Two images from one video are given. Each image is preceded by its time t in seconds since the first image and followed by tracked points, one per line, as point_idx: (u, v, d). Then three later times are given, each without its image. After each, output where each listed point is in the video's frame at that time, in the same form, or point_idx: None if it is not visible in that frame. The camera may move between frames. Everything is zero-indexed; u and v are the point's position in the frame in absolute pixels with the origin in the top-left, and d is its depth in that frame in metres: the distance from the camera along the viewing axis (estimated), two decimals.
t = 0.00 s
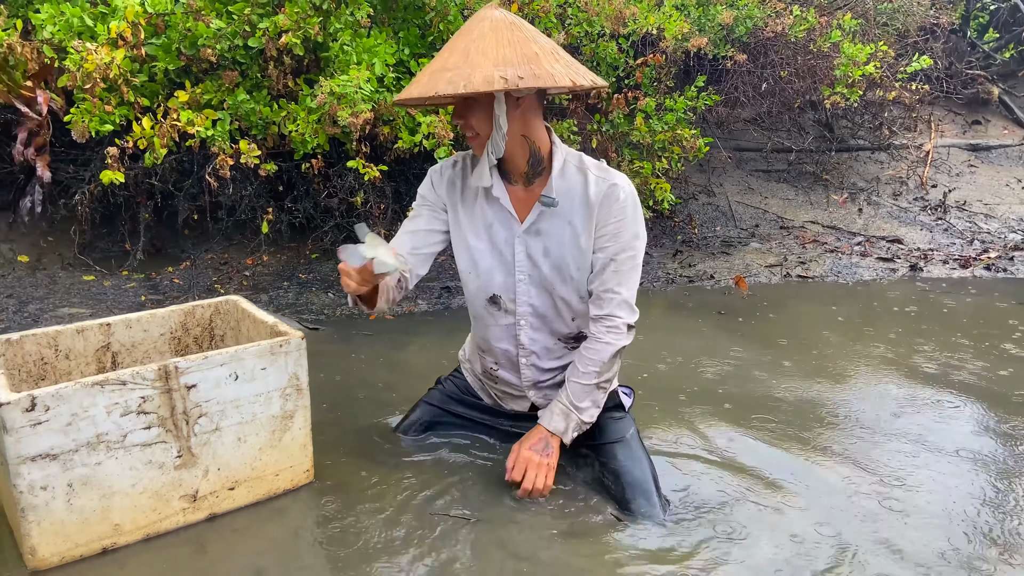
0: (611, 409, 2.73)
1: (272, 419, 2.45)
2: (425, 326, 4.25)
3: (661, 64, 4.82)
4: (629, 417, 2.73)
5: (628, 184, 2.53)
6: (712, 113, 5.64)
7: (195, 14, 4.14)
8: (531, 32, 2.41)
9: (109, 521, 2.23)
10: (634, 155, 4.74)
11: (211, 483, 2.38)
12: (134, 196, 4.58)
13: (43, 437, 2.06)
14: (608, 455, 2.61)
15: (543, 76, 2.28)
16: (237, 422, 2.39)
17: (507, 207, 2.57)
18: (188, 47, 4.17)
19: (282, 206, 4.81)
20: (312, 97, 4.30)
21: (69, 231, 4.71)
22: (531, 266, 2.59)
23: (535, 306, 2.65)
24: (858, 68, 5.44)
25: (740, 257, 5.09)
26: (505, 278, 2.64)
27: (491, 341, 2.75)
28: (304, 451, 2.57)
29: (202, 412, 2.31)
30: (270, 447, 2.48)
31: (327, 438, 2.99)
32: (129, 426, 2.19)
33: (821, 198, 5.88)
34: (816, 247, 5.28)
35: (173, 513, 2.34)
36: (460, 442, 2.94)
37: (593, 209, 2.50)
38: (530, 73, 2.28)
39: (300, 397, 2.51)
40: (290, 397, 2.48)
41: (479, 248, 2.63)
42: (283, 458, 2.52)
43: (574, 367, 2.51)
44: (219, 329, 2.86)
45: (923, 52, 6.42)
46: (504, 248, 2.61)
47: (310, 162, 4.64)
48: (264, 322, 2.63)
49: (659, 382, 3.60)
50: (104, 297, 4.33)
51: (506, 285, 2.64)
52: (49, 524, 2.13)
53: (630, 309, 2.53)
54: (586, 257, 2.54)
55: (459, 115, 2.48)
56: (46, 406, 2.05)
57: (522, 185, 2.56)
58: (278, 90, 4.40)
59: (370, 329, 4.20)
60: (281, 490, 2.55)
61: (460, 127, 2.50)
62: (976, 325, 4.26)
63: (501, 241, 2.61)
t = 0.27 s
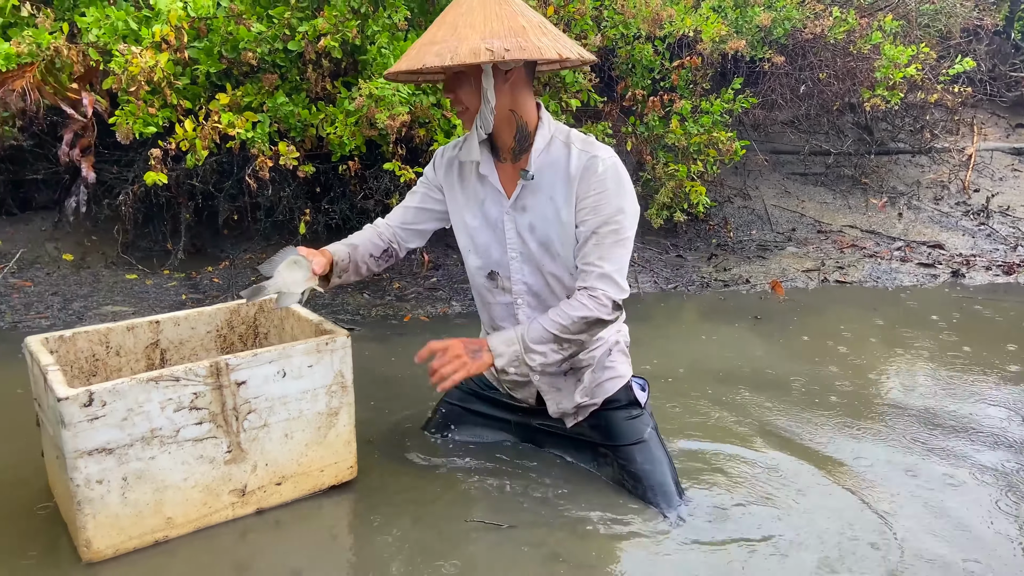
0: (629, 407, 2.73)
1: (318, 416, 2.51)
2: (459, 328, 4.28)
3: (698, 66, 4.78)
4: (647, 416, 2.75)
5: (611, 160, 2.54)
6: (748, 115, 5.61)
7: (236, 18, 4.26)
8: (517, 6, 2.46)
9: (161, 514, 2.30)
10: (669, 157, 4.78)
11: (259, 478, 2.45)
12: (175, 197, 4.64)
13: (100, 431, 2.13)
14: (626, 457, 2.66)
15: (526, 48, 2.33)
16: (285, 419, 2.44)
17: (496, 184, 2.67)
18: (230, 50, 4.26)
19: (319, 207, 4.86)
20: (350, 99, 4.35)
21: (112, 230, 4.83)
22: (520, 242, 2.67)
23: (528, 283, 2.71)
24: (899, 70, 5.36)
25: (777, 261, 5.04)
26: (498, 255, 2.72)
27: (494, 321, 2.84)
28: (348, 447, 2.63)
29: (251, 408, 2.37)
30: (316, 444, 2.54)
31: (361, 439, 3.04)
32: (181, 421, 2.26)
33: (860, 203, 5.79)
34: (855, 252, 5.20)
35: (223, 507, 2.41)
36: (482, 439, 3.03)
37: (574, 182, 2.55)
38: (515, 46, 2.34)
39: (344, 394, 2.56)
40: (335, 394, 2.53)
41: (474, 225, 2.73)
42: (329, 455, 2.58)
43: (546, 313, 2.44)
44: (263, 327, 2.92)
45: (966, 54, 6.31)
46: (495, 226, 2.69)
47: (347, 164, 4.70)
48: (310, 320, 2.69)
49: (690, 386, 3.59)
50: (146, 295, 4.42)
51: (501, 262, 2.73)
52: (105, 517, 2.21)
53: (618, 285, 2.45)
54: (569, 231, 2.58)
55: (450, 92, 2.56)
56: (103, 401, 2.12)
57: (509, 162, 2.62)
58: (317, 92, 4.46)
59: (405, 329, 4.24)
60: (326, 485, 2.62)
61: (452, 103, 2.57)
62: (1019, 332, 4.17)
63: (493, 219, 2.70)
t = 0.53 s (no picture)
0: (666, 406, 2.77)
1: (376, 417, 2.58)
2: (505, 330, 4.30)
3: (748, 67, 4.73)
4: (684, 413, 2.79)
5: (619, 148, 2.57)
6: (799, 117, 5.55)
7: (290, 21, 4.39)
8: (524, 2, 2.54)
9: (226, 508, 2.37)
10: (717, 160, 4.75)
11: (318, 475, 2.52)
12: (229, 197, 4.75)
13: (173, 426, 2.21)
14: (666, 457, 2.71)
15: (532, 43, 2.42)
16: (346, 419, 2.51)
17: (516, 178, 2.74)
18: (284, 53, 4.35)
19: (368, 208, 4.91)
20: (400, 101, 4.40)
21: (168, 228, 4.96)
22: (540, 234, 2.73)
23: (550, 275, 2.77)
24: (957, 71, 5.26)
25: (828, 266, 4.95)
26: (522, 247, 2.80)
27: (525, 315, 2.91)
28: (404, 448, 2.70)
29: (315, 407, 2.43)
30: (373, 444, 2.61)
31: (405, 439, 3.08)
32: (248, 418, 2.33)
33: (914, 207, 5.66)
34: (909, 257, 5.09)
35: (284, 503, 2.48)
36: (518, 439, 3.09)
37: (584, 174, 2.60)
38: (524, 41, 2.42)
39: (402, 396, 2.63)
40: (394, 396, 2.60)
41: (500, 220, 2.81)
42: (385, 455, 2.65)
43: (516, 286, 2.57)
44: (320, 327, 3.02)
45: None
46: (516, 218, 2.76)
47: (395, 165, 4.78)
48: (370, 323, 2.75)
49: (733, 393, 3.56)
50: (200, 292, 4.54)
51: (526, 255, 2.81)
52: (175, 508, 2.28)
53: (591, 270, 2.51)
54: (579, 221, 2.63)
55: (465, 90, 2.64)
56: (177, 396, 2.19)
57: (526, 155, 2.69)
58: (367, 94, 4.52)
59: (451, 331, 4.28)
60: (381, 485, 2.69)
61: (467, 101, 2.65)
62: None
63: (515, 211, 2.77)
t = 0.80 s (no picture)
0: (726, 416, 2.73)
1: (449, 419, 2.62)
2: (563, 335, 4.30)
3: (814, 71, 4.65)
4: (743, 424, 2.75)
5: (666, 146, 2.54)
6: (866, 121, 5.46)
7: (355, 27, 4.42)
8: (561, 12, 2.54)
9: (305, 507, 2.42)
10: (780, 165, 4.65)
11: (393, 476, 2.56)
12: (293, 199, 4.85)
13: (256, 426, 2.26)
14: (727, 469, 2.69)
15: (558, 53, 2.43)
16: (419, 421, 2.55)
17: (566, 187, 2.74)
18: (349, 58, 4.43)
19: (427, 211, 4.98)
20: (462, 106, 4.44)
21: (234, 229, 5.09)
22: (593, 239, 2.73)
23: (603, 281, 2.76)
24: None
25: (895, 274, 4.82)
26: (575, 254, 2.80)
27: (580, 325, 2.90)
28: (475, 451, 2.73)
29: (389, 409, 2.48)
30: (445, 446, 2.64)
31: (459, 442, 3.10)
32: (327, 419, 2.38)
33: (986, 214, 5.47)
34: (981, 266, 4.92)
35: (359, 502, 2.52)
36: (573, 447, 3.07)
37: (634, 175, 2.58)
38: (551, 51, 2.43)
39: (474, 400, 2.66)
40: (466, 399, 2.63)
41: (552, 229, 2.82)
42: (456, 457, 2.68)
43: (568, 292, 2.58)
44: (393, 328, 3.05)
45: None
46: (569, 225, 2.76)
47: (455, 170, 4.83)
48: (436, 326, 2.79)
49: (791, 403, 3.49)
50: (264, 292, 4.64)
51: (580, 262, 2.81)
52: (257, 506, 2.33)
53: (642, 270, 2.48)
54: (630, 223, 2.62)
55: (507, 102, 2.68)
56: (260, 398, 2.24)
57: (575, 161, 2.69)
58: (429, 99, 4.57)
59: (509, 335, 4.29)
60: (452, 486, 2.72)
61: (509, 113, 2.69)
62: None
63: (568, 219, 2.77)
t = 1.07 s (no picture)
0: (797, 438, 2.65)
1: (517, 425, 2.65)
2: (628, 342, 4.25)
3: (892, 74, 4.50)
4: (816, 446, 2.66)
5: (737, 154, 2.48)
6: (947, 126, 5.31)
7: (426, 32, 4.45)
8: (633, 18, 2.51)
9: (382, 512, 2.44)
10: (855, 170, 4.52)
11: (464, 481, 2.58)
12: (361, 202, 4.92)
13: (342, 431, 2.28)
14: (799, 494, 2.61)
15: (599, 59, 2.43)
16: (490, 427, 2.58)
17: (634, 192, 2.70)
18: (419, 62, 4.47)
19: (492, 215, 4.99)
20: (529, 110, 4.44)
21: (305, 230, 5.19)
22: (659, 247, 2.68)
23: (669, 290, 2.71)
24: None
25: (976, 285, 4.63)
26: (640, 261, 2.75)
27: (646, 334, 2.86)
28: (539, 456, 2.76)
29: (464, 415, 2.50)
30: (513, 452, 2.67)
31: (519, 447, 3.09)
32: (407, 425, 2.40)
33: None
34: None
35: (433, 507, 2.54)
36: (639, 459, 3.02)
37: (702, 183, 2.53)
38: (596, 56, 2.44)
39: (541, 406, 2.69)
40: (534, 405, 2.66)
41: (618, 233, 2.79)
42: (523, 462, 2.71)
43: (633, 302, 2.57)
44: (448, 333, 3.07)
45: None
46: (637, 232, 2.73)
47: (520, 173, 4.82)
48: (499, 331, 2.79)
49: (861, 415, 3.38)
50: (334, 292, 4.72)
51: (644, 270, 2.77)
52: (339, 511, 2.36)
53: (706, 280, 2.43)
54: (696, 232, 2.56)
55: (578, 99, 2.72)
56: (347, 403, 2.26)
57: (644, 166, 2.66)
58: (497, 103, 4.58)
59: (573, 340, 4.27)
60: (517, 491, 2.74)
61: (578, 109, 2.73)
62: None
63: (635, 225, 2.73)
